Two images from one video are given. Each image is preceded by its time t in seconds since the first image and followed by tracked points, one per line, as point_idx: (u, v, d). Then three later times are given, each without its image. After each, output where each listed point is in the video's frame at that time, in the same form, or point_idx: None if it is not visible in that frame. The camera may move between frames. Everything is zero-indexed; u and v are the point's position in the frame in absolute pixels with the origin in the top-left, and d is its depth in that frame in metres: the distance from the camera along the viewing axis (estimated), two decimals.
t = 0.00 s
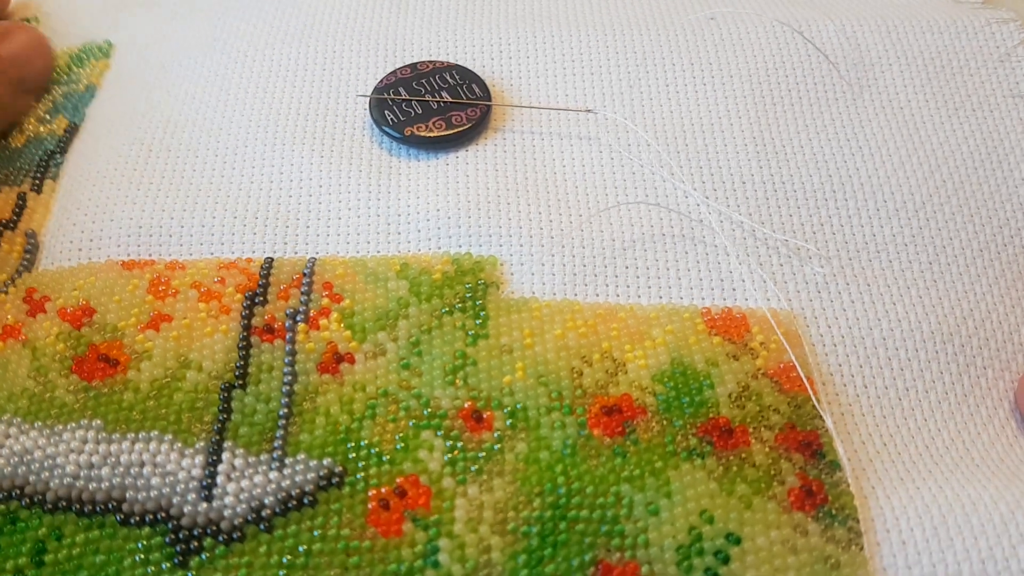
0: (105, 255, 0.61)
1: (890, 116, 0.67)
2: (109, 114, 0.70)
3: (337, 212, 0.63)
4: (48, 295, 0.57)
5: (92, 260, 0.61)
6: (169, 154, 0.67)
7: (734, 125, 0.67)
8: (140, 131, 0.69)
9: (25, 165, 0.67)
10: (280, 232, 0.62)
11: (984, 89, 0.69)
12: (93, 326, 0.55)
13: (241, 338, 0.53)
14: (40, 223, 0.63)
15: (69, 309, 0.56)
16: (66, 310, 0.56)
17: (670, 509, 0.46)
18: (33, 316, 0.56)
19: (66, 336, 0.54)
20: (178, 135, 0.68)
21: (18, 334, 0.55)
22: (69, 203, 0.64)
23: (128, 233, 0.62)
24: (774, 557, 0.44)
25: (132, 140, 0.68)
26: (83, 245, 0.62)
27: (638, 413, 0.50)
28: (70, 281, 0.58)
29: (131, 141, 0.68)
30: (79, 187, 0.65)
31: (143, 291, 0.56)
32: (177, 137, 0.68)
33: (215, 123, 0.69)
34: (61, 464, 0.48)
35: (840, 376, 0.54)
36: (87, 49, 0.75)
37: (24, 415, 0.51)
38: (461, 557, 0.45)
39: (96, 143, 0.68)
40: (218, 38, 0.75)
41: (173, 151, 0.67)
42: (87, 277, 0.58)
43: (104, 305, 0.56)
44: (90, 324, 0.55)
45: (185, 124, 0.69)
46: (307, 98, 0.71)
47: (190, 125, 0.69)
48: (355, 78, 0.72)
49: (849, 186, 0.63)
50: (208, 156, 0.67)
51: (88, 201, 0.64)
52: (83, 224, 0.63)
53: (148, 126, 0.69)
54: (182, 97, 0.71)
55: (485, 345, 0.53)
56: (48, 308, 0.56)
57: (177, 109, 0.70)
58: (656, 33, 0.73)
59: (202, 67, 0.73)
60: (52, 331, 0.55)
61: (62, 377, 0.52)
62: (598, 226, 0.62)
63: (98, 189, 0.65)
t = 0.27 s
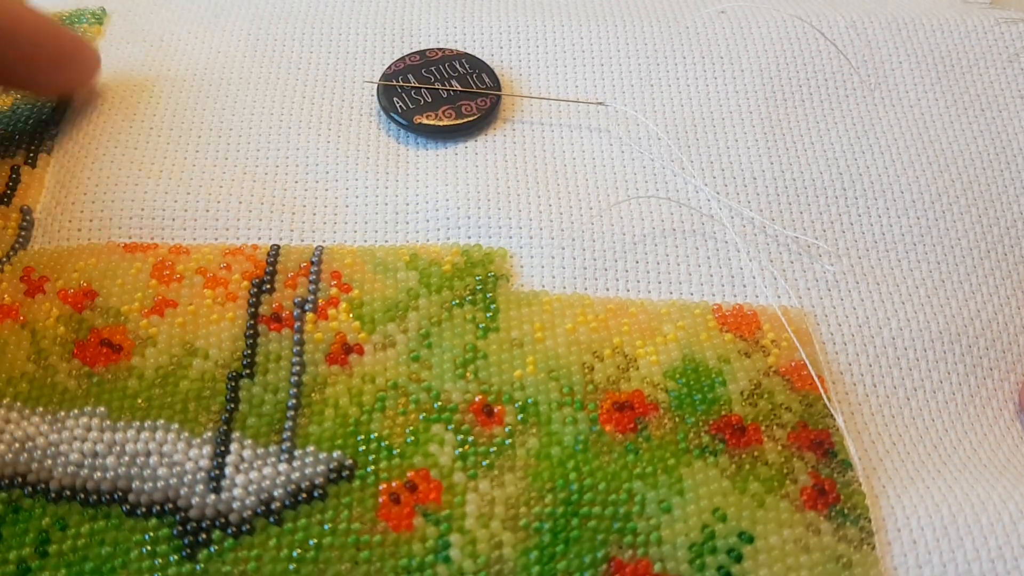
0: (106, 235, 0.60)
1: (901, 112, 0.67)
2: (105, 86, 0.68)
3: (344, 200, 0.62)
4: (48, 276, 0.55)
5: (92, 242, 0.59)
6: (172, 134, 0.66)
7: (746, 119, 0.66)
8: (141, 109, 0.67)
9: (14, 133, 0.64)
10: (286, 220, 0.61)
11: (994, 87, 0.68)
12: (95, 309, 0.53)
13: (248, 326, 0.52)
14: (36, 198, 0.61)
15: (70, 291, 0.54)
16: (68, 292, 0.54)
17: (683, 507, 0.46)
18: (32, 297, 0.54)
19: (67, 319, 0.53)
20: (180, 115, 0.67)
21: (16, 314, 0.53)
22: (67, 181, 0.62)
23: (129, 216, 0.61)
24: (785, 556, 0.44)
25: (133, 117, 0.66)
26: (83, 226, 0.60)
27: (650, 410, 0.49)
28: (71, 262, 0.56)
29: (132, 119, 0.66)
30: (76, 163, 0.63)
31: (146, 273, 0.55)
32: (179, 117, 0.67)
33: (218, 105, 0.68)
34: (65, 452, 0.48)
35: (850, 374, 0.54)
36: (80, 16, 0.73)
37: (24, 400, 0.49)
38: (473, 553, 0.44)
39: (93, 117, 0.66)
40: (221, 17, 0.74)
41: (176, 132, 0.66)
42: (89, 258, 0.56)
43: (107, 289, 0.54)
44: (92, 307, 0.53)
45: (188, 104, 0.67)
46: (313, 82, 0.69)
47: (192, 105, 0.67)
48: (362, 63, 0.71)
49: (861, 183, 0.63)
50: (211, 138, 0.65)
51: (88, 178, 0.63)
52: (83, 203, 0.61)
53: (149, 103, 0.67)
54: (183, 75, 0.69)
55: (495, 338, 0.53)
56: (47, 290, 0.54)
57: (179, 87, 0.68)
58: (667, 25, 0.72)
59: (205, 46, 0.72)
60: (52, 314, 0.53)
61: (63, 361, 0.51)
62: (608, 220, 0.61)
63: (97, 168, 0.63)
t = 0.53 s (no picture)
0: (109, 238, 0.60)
1: (901, 113, 0.67)
2: (105, 88, 0.68)
3: (345, 200, 0.62)
4: (50, 280, 0.55)
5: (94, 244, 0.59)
6: (174, 136, 0.66)
7: (746, 120, 0.66)
8: (142, 110, 0.67)
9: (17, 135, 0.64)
10: (287, 220, 0.61)
11: (994, 88, 0.68)
12: (98, 312, 0.53)
13: (249, 327, 0.53)
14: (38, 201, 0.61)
15: (73, 294, 0.54)
16: (70, 296, 0.54)
17: (683, 507, 0.46)
18: (34, 300, 0.54)
19: (69, 321, 0.53)
20: (181, 116, 0.67)
21: (19, 318, 0.53)
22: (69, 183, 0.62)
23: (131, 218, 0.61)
24: (786, 556, 0.44)
25: (134, 119, 0.66)
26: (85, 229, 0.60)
27: (651, 411, 0.49)
28: (74, 265, 0.56)
29: (134, 121, 0.66)
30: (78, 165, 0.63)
31: (148, 277, 0.55)
32: (181, 118, 0.67)
33: (220, 106, 0.67)
34: (66, 453, 0.48)
35: (850, 374, 0.54)
36: (80, 17, 0.74)
37: (26, 401, 0.49)
38: (473, 554, 0.45)
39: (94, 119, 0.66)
40: (221, 18, 0.74)
41: (178, 134, 0.66)
42: (92, 261, 0.56)
43: (109, 291, 0.54)
44: (94, 309, 0.53)
45: (189, 106, 0.67)
46: (314, 83, 0.69)
47: (193, 107, 0.67)
48: (362, 64, 0.71)
49: (861, 183, 0.63)
50: (212, 140, 0.65)
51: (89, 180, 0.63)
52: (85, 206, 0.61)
53: (150, 106, 0.67)
54: (184, 76, 0.69)
55: (496, 339, 0.53)
56: (50, 293, 0.54)
57: (179, 89, 0.69)
58: (667, 26, 0.72)
59: (205, 46, 0.71)
60: (54, 316, 0.53)
61: (64, 361, 0.51)
62: (608, 221, 0.61)
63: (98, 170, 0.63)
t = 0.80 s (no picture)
0: (110, 237, 0.59)
1: (902, 114, 0.67)
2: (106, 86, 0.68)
3: (346, 200, 0.62)
4: (50, 277, 0.55)
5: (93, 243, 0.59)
6: (177, 135, 0.65)
7: (748, 120, 0.66)
8: (142, 108, 0.67)
9: (13, 133, 0.63)
10: (288, 219, 0.61)
11: (995, 89, 0.68)
12: (98, 310, 0.53)
13: (250, 326, 0.52)
14: (37, 198, 0.61)
15: (72, 292, 0.54)
16: (70, 293, 0.54)
17: (684, 508, 0.46)
18: (34, 297, 0.54)
19: (69, 319, 0.53)
20: (182, 114, 0.67)
21: (18, 315, 0.53)
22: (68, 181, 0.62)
23: (132, 217, 0.61)
24: (787, 557, 0.44)
25: (136, 117, 0.66)
26: (84, 228, 0.60)
27: (652, 411, 0.49)
28: (74, 263, 0.56)
29: (135, 120, 0.66)
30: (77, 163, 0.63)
31: (149, 274, 0.55)
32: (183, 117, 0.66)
33: (222, 105, 0.67)
34: (66, 452, 0.47)
35: (851, 375, 0.54)
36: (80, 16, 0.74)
37: (26, 399, 0.49)
38: (474, 554, 0.45)
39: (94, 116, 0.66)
40: (222, 17, 0.74)
41: (181, 133, 0.65)
42: (93, 259, 0.56)
43: (109, 289, 0.54)
44: (94, 308, 0.53)
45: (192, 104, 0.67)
46: (315, 82, 0.69)
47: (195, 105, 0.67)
48: (363, 64, 0.71)
49: (862, 184, 0.63)
50: (214, 138, 0.65)
51: (89, 178, 0.62)
52: (86, 205, 0.61)
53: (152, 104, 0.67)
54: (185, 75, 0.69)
55: (497, 339, 0.53)
56: (49, 291, 0.54)
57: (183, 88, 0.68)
58: (668, 27, 0.72)
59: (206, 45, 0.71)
60: (54, 314, 0.53)
61: (64, 360, 0.51)
62: (609, 221, 0.61)
63: (98, 169, 0.63)
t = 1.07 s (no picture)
0: (110, 237, 0.59)
1: (902, 114, 0.67)
2: (107, 87, 0.68)
3: (346, 199, 0.62)
4: (50, 276, 0.55)
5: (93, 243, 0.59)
6: (177, 136, 0.65)
7: (748, 120, 0.66)
8: (142, 107, 0.67)
9: (14, 133, 0.63)
10: (288, 218, 0.61)
11: (995, 89, 0.68)
12: (98, 310, 0.53)
13: (250, 326, 0.52)
14: (36, 197, 0.61)
15: (72, 291, 0.54)
16: (69, 293, 0.54)
17: (684, 508, 0.46)
18: (34, 297, 0.54)
19: (69, 319, 0.53)
20: (182, 113, 0.67)
21: (18, 314, 0.53)
22: (67, 180, 0.62)
23: (131, 216, 0.61)
24: (787, 557, 0.44)
25: (136, 118, 0.66)
26: (83, 227, 0.60)
27: (652, 411, 0.49)
28: (73, 262, 0.56)
29: (136, 120, 0.66)
30: (77, 163, 0.63)
31: (149, 273, 0.55)
32: (183, 118, 0.66)
33: (222, 105, 0.67)
34: (66, 452, 0.47)
35: (851, 376, 0.54)
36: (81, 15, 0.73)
37: (26, 399, 0.49)
38: (474, 554, 0.45)
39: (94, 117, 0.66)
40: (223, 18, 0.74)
41: (181, 133, 0.65)
42: (92, 258, 0.56)
43: (109, 289, 0.54)
44: (94, 307, 0.53)
45: (193, 104, 0.67)
46: (315, 82, 0.70)
47: (195, 104, 0.67)
48: (363, 64, 0.71)
49: (862, 185, 0.63)
50: (214, 137, 0.65)
51: (88, 178, 0.62)
52: (86, 205, 0.61)
53: (152, 104, 0.67)
54: (185, 74, 0.69)
55: (497, 339, 0.53)
56: (49, 290, 0.54)
57: (183, 86, 0.68)
58: (668, 27, 0.72)
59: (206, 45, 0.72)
60: (54, 314, 0.53)
61: (64, 360, 0.51)
62: (609, 221, 0.61)
63: (97, 168, 0.63)
